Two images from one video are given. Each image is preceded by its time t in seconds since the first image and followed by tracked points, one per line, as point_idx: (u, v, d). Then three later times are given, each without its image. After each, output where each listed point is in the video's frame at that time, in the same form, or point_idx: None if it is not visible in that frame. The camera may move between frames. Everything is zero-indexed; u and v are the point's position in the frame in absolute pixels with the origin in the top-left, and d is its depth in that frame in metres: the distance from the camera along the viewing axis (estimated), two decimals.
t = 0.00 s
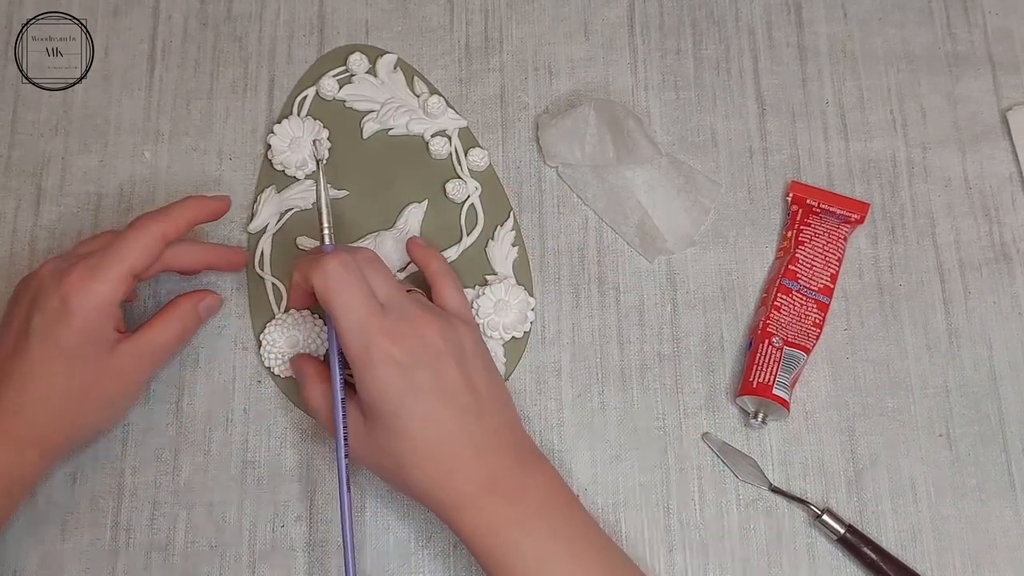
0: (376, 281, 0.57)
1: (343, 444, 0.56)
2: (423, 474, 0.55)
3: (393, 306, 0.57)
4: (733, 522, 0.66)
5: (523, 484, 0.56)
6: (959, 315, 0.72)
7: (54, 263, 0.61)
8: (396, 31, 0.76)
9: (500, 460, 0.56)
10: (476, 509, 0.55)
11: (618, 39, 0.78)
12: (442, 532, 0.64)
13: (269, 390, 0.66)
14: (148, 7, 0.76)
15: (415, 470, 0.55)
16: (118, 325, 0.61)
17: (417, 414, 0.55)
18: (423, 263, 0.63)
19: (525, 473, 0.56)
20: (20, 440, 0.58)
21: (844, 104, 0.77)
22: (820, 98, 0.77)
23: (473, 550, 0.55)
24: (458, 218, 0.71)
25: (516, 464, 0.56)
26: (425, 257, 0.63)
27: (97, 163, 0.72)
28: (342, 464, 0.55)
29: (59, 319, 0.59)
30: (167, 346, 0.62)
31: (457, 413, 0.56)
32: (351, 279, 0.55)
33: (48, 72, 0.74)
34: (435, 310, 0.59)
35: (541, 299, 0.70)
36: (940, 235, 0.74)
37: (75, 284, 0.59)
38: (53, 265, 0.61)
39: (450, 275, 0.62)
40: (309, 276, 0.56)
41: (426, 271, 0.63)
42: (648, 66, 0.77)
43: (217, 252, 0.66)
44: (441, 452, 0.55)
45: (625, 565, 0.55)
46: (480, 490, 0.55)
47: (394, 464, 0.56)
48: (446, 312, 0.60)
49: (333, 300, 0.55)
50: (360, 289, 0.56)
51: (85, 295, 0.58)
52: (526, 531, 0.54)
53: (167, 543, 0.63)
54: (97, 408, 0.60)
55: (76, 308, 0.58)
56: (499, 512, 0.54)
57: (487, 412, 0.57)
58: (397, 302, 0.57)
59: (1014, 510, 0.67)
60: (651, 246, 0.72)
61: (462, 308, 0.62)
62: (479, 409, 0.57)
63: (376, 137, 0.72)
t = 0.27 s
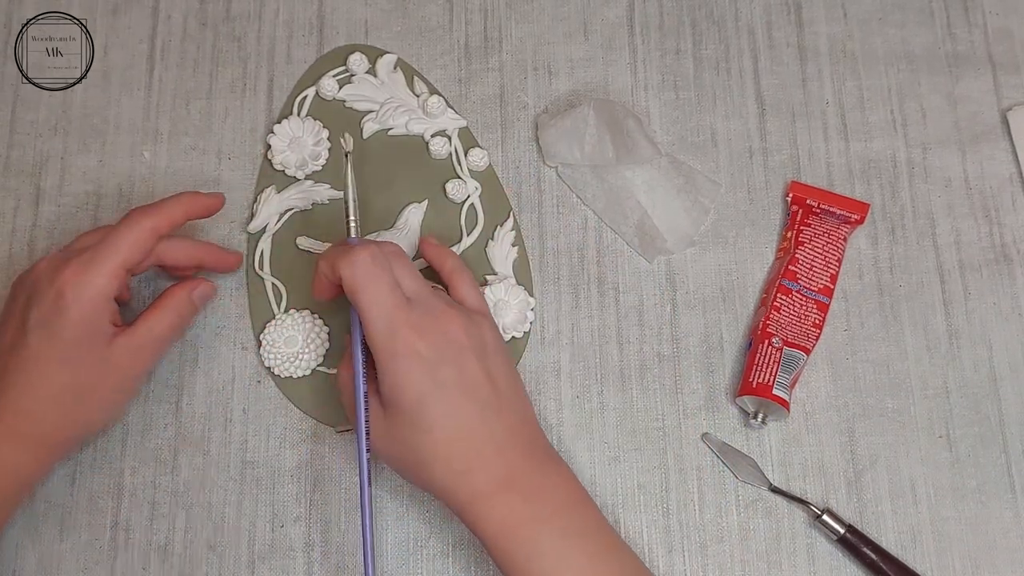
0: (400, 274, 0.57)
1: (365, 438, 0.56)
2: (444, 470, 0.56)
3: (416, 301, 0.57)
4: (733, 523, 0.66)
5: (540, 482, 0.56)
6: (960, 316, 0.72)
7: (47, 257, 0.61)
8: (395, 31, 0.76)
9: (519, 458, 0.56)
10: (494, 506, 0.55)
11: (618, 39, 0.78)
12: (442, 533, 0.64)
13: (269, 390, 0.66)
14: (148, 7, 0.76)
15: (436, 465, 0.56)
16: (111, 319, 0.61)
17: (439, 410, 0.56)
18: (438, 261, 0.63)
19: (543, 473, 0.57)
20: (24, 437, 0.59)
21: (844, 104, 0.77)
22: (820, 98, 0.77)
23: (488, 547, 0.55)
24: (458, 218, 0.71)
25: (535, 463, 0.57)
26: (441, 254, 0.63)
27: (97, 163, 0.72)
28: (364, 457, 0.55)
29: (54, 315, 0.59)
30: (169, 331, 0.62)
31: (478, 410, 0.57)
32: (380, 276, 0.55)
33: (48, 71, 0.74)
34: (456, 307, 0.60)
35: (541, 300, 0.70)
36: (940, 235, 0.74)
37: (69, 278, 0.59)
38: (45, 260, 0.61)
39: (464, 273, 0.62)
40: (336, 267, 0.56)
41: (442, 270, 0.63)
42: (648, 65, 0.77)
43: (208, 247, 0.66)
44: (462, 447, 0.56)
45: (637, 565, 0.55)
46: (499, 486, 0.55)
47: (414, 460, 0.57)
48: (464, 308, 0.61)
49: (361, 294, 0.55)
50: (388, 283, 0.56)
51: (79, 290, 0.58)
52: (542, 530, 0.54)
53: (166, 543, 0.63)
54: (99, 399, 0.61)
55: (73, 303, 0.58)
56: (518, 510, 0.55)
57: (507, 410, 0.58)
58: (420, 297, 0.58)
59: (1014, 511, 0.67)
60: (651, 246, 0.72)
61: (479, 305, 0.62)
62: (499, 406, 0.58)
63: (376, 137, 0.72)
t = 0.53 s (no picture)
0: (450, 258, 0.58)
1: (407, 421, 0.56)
2: (476, 459, 0.56)
3: (464, 286, 0.58)
4: (733, 523, 0.66)
5: (571, 480, 0.56)
6: (960, 315, 0.72)
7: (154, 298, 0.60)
8: (396, 31, 0.76)
9: (551, 452, 0.57)
10: (526, 499, 0.55)
11: (618, 39, 0.78)
12: (442, 532, 0.64)
13: (269, 390, 0.67)
14: (149, 7, 0.76)
15: (469, 452, 0.57)
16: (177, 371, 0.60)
17: (476, 400, 0.56)
18: (474, 248, 0.62)
19: (575, 470, 0.57)
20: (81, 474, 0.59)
21: (844, 104, 0.77)
22: (820, 98, 0.77)
23: (515, 540, 0.55)
24: (458, 217, 0.71)
25: (566, 459, 0.57)
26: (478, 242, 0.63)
27: (98, 163, 0.72)
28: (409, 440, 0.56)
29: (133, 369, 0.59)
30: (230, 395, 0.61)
31: (511, 402, 0.57)
32: (427, 263, 0.56)
33: (48, 72, 0.74)
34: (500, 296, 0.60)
35: (541, 300, 0.70)
36: (940, 235, 0.74)
37: (143, 330, 0.58)
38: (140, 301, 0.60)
39: (502, 259, 0.62)
40: (385, 245, 0.56)
41: (477, 256, 0.62)
42: (648, 66, 0.77)
43: (292, 309, 0.64)
44: (496, 438, 0.56)
45: (659, 565, 0.56)
46: (533, 478, 0.56)
47: (447, 447, 0.57)
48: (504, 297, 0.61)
49: (410, 276, 0.55)
50: (435, 269, 0.56)
51: (147, 345, 0.58)
52: (571, 527, 0.54)
53: (167, 543, 0.63)
54: (156, 441, 0.61)
55: (139, 357, 0.58)
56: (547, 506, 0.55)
57: (544, 405, 0.59)
58: (468, 283, 0.58)
59: (1014, 510, 0.67)
60: (651, 246, 0.72)
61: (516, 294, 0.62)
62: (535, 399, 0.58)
63: (376, 137, 0.72)
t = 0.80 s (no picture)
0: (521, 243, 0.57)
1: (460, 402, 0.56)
2: (526, 446, 0.56)
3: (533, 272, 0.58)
4: (733, 523, 0.66)
5: (614, 478, 0.57)
6: (959, 315, 0.72)
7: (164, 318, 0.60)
8: (396, 31, 0.76)
9: (600, 450, 0.57)
10: (572, 493, 0.55)
11: (618, 39, 0.78)
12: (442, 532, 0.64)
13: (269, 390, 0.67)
14: (148, 7, 0.76)
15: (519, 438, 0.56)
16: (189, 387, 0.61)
17: (534, 391, 0.56)
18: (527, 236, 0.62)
19: (618, 469, 0.57)
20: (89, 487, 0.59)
21: (844, 104, 0.77)
22: (820, 98, 0.77)
23: (552, 532, 0.55)
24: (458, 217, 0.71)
25: (612, 459, 0.57)
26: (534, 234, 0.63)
27: (98, 163, 0.72)
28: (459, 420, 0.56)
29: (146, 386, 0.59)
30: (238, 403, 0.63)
31: (567, 397, 0.57)
32: (504, 246, 0.55)
33: (48, 72, 0.74)
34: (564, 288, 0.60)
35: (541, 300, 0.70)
36: (940, 235, 0.74)
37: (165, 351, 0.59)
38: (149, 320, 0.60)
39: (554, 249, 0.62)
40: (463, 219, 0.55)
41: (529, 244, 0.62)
42: (648, 66, 0.77)
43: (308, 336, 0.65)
44: (549, 429, 0.56)
45: (686, 567, 0.56)
46: (580, 471, 0.56)
47: (498, 432, 0.57)
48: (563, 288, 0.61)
49: (487, 258, 0.55)
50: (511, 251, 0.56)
51: (167, 367, 0.59)
52: (611, 526, 0.54)
53: (167, 543, 0.63)
54: (165, 454, 0.62)
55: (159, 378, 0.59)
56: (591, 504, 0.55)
57: (597, 403, 0.59)
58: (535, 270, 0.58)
59: (1014, 510, 0.67)
60: (651, 247, 0.72)
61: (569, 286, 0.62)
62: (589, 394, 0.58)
63: (376, 137, 0.72)
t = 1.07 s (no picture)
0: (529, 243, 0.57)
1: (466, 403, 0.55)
2: (532, 447, 0.56)
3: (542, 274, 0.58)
4: (733, 523, 0.66)
5: (619, 478, 0.57)
6: (960, 315, 0.72)
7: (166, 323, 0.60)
8: (395, 31, 0.76)
9: (606, 451, 0.57)
10: (577, 493, 0.55)
11: (618, 39, 0.78)
12: (442, 532, 0.64)
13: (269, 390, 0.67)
14: (148, 6, 0.76)
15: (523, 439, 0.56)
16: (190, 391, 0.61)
17: (541, 392, 0.56)
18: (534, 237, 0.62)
19: (623, 470, 0.57)
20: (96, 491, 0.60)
21: (844, 104, 0.77)
22: (820, 98, 0.77)
23: (557, 532, 0.55)
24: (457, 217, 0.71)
25: (620, 463, 0.57)
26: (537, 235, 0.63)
27: (97, 163, 0.72)
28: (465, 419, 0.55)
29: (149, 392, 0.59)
30: (241, 404, 0.62)
31: (575, 400, 0.57)
32: (513, 245, 0.55)
33: (48, 72, 0.74)
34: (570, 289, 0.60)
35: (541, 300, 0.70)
36: (940, 235, 0.74)
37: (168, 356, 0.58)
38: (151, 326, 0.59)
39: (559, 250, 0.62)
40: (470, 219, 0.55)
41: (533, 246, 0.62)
42: (648, 66, 0.77)
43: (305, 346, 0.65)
44: (555, 430, 0.56)
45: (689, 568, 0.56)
46: (586, 471, 0.56)
47: (503, 432, 0.57)
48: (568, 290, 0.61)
49: (494, 259, 0.55)
50: (518, 254, 0.55)
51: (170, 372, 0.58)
52: (615, 526, 0.54)
53: (166, 543, 0.63)
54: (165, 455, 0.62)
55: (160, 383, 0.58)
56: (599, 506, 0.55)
57: (604, 405, 0.59)
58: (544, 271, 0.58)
59: (1015, 511, 0.67)
60: (651, 247, 0.72)
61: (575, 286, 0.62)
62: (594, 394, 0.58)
63: (376, 137, 0.72)
